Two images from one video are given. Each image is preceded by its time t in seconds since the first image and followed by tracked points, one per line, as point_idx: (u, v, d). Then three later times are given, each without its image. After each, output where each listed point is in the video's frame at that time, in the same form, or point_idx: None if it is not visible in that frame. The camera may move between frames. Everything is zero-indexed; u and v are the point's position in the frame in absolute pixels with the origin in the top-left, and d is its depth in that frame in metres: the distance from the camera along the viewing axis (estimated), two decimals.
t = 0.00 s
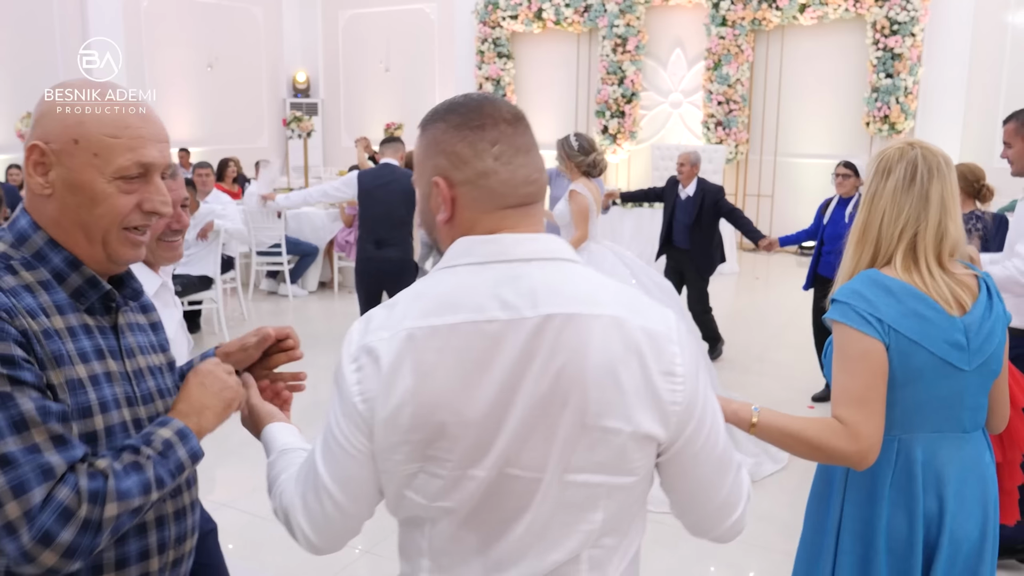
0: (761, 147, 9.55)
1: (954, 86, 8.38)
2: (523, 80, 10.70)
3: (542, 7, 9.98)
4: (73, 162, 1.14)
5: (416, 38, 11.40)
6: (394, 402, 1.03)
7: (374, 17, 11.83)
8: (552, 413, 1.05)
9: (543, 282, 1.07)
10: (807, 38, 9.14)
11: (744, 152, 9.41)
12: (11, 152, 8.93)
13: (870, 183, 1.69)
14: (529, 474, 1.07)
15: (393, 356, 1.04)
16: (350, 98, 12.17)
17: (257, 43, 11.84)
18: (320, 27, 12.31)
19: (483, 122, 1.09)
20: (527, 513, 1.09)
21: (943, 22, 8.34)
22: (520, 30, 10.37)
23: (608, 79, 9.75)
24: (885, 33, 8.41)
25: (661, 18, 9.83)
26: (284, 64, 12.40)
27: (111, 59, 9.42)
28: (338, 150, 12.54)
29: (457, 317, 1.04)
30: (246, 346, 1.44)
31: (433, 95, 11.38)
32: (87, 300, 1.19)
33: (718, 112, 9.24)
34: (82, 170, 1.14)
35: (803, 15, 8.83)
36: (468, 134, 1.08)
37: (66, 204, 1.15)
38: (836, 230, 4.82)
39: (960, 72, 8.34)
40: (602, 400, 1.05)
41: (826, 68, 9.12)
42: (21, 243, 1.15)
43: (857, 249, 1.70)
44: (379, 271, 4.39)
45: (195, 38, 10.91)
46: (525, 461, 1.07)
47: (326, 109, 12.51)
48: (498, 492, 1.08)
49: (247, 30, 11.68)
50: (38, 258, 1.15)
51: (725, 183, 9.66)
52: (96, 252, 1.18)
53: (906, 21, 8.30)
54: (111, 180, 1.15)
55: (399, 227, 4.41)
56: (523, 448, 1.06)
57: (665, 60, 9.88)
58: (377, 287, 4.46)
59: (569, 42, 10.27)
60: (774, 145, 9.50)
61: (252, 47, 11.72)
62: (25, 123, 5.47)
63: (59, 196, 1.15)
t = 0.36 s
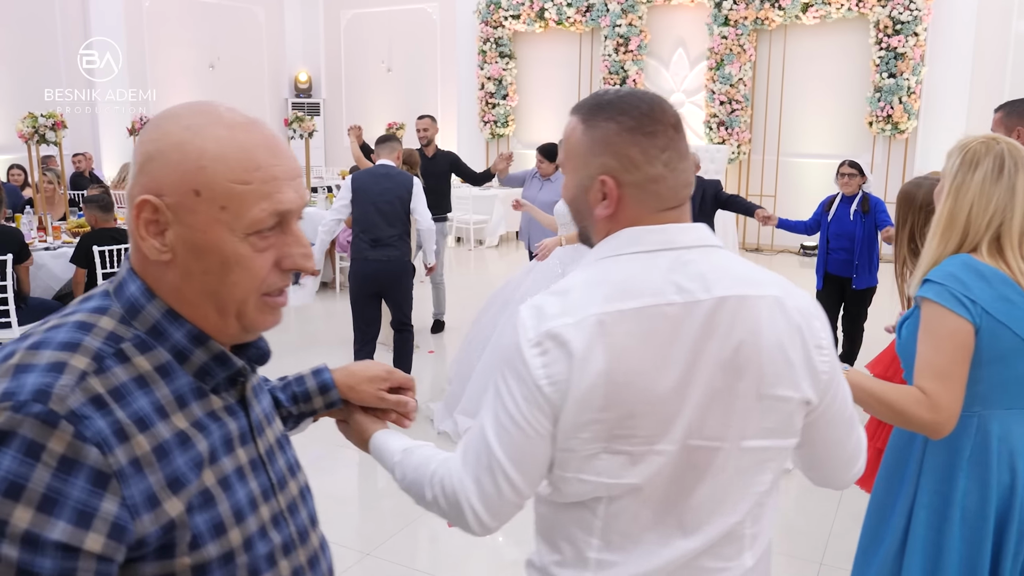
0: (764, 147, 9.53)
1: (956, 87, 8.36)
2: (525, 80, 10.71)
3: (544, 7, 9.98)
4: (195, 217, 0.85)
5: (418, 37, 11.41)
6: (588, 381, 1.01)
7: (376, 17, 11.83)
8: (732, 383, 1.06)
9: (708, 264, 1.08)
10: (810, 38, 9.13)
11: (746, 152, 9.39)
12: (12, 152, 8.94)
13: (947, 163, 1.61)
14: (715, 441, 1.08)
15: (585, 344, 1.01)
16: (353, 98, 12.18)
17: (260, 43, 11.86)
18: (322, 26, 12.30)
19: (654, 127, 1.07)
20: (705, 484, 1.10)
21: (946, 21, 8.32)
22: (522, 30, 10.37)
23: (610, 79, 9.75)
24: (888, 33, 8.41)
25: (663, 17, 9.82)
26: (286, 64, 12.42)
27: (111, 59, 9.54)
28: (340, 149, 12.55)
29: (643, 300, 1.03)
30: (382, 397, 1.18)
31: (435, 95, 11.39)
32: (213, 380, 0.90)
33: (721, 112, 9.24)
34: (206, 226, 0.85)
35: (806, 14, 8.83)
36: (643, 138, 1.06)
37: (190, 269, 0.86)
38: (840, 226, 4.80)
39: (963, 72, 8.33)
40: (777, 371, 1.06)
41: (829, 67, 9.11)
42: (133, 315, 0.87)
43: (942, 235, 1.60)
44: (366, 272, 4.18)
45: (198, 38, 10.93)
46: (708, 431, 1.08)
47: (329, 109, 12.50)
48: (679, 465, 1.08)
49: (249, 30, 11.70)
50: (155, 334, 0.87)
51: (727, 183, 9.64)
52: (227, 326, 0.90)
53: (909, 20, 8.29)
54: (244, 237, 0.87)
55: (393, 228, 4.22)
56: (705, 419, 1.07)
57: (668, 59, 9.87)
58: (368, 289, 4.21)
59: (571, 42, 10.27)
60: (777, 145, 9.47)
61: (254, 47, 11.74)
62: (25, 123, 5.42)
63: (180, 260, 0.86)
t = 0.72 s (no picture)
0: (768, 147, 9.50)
1: (962, 88, 8.34)
2: (529, 80, 10.69)
3: (548, 7, 9.96)
4: (455, 209, 0.58)
5: (422, 38, 11.41)
6: (753, 389, 1.08)
7: (379, 18, 11.83)
8: (879, 392, 1.13)
9: (853, 282, 1.14)
10: (815, 38, 9.10)
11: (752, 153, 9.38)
12: (17, 152, 8.98)
13: (1017, 176, 1.76)
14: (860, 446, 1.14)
15: (746, 357, 1.08)
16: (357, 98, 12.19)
17: (264, 43, 11.86)
18: (326, 27, 12.29)
19: (809, 148, 1.14)
20: (855, 489, 1.16)
21: (953, 21, 8.29)
22: (527, 30, 10.36)
23: (614, 79, 9.75)
24: (894, 33, 8.38)
25: (668, 17, 9.80)
26: (291, 65, 12.42)
27: (112, 59, 9.48)
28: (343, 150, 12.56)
29: (796, 314, 1.10)
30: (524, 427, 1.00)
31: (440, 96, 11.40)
32: (448, 412, 0.62)
33: (726, 112, 9.22)
34: (465, 224, 0.59)
35: (811, 14, 8.80)
36: (796, 157, 1.14)
37: (442, 274, 0.60)
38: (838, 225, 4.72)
39: (969, 71, 8.30)
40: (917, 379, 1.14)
41: (834, 68, 9.09)
42: (366, 336, 0.58)
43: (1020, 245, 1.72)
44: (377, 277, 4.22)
45: (202, 38, 10.94)
46: (857, 439, 1.14)
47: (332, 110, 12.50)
48: (827, 470, 1.14)
49: (253, 30, 11.70)
50: (395, 358, 0.59)
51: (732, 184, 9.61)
52: (470, 344, 0.63)
53: (915, 20, 8.25)
54: (504, 236, 0.61)
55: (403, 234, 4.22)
56: (857, 426, 1.13)
57: (672, 60, 9.85)
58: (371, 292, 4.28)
59: (576, 42, 10.26)
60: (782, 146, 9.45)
61: (258, 47, 11.73)
62: (30, 124, 5.41)
63: (434, 266, 0.59)
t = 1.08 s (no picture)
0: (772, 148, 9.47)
1: (966, 89, 8.33)
2: (531, 80, 10.69)
3: (551, 7, 9.95)
4: (823, 218, 0.70)
5: (425, 38, 11.40)
6: (851, 367, 1.14)
7: (382, 18, 11.83)
8: (991, 374, 1.15)
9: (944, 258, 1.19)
10: (818, 38, 9.08)
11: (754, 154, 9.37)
12: (19, 152, 8.97)
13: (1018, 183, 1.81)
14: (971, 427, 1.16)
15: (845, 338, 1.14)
16: (359, 99, 12.20)
17: (266, 44, 11.85)
18: (329, 27, 12.30)
19: (920, 137, 1.16)
20: (973, 474, 1.18)
21: (957, 22, 8.28)
22: (529, 30, 10.34)
23: (617, 79, 9.72)
24: (898, 33, 8.37)
25: (671, 17, 9.79)
26: (293, 65, 12.40)
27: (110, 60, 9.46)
28: (345, 149, 12.55)
29: (897, 294, 1.15)
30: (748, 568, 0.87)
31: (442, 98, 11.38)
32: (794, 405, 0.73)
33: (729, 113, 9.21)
34: (833, 228, 0.71)
35: (815, 14, 8.78)
36: (906, 146, 1.16)
37: (810, 276, 0.71)
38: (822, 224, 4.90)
39: (974, 71, 8.28)
40: None
41: (838, 68, 9.07)
42: (732, 341, 0.69)
43: None
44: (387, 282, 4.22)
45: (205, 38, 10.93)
46: (971, 423, 1.16)
47: (334, 110, 12.50)
48: (938, 453, 1.17)
49: (256, 31, 11.69)
50: (758, 360, 0.70)
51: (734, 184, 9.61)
52: (816, 342, 0.74)
53: (919, 20, 8.24)
54: (855, 237, 0.73)
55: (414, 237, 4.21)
56: (967, 409, 1.16)
57: (675, 60, 9.85)
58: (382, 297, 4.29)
59: (579, 42, 10.26)
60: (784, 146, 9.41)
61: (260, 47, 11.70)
62: (32, 124, 5.40)
63: (804, 271, 0.71)
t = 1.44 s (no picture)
0: (781, 148, 9.43)
1: (977, 88, 8.27)
2: (538, 80, 10.66)
3: (559, 7, 9.92)
4: None
5: (432, 38, 11.38)
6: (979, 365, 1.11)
7: (389, 19, 11.81)
8: None
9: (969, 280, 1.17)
10: (827, 38, 9.03)
11: (762, 154, 9.32)
12: (26, 152, 8.97)
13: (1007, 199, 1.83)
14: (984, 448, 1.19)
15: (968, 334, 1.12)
16: (365, 99, 12.17)
17: (272, 44, 11.83)
18: (335, 28, 12.28)
19: None
20: None
21: (967, 21, 8.22)
22: (537, 30, 10.31)
23: (624, 79, 9.68)
24: (907, 32, 8.32)
25: (679, 17, 9.75)
26: (299, 65, 12.37)
27: (110, 59, 9.44)
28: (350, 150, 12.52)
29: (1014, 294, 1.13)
30: None
31: (449, 98, 11.36)
32: None
33: (737, 112, 9.16)
34: None
35: (824, 13, 8.74)
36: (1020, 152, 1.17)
37: None
38: (801, 216, 5.09)
39: (985, 70, 8.21)
40: None
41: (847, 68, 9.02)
42: None
43: None
44: (374, 294, 3.54)
45: (212, 37, 10.92)
46: None
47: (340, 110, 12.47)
48: None
49: (262, 31, 11.68)
50: None
51: (742, 184, 9.56)
52: None
53: (929, 19, 8.19)
54: None
55: (411, 246, 3.54)
56: None
57: (683, 59, 9.81)
58: (373, 308, 3.56)
59: (586, 42, 10.22)
60: (793, 146, 9.37)
61: (267, 47, 11.69)
62: (40, 125, 5.38)
63: None
